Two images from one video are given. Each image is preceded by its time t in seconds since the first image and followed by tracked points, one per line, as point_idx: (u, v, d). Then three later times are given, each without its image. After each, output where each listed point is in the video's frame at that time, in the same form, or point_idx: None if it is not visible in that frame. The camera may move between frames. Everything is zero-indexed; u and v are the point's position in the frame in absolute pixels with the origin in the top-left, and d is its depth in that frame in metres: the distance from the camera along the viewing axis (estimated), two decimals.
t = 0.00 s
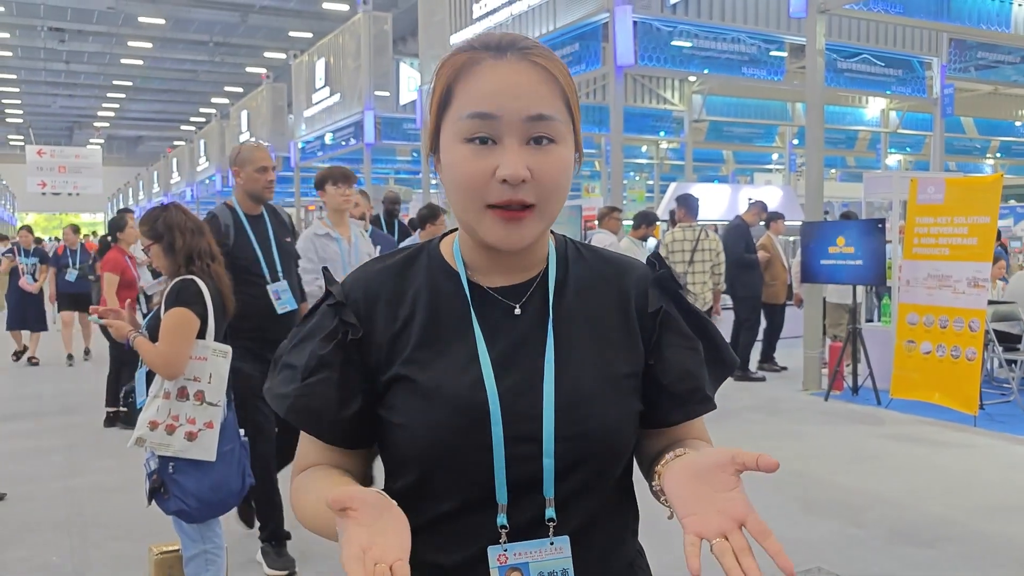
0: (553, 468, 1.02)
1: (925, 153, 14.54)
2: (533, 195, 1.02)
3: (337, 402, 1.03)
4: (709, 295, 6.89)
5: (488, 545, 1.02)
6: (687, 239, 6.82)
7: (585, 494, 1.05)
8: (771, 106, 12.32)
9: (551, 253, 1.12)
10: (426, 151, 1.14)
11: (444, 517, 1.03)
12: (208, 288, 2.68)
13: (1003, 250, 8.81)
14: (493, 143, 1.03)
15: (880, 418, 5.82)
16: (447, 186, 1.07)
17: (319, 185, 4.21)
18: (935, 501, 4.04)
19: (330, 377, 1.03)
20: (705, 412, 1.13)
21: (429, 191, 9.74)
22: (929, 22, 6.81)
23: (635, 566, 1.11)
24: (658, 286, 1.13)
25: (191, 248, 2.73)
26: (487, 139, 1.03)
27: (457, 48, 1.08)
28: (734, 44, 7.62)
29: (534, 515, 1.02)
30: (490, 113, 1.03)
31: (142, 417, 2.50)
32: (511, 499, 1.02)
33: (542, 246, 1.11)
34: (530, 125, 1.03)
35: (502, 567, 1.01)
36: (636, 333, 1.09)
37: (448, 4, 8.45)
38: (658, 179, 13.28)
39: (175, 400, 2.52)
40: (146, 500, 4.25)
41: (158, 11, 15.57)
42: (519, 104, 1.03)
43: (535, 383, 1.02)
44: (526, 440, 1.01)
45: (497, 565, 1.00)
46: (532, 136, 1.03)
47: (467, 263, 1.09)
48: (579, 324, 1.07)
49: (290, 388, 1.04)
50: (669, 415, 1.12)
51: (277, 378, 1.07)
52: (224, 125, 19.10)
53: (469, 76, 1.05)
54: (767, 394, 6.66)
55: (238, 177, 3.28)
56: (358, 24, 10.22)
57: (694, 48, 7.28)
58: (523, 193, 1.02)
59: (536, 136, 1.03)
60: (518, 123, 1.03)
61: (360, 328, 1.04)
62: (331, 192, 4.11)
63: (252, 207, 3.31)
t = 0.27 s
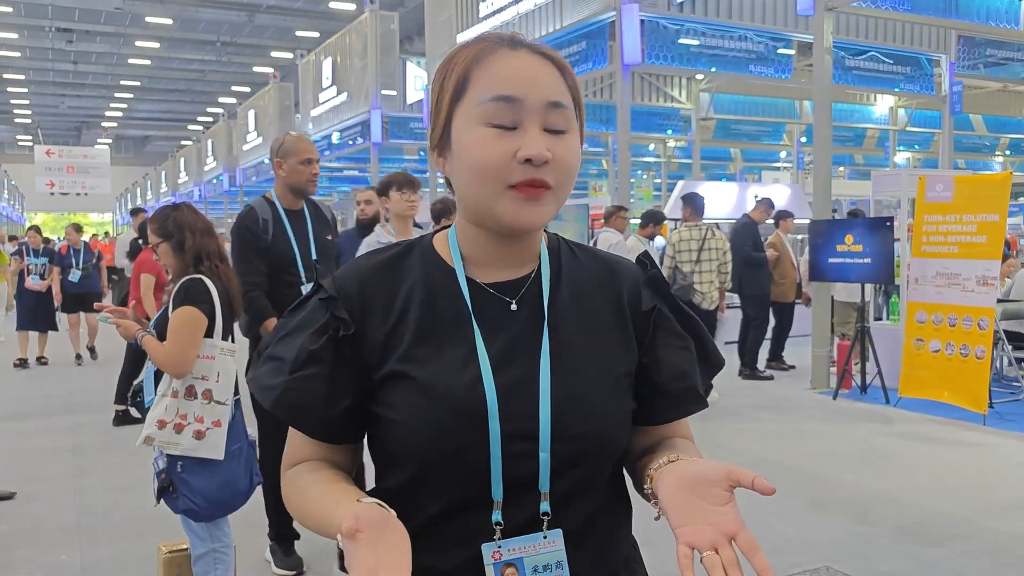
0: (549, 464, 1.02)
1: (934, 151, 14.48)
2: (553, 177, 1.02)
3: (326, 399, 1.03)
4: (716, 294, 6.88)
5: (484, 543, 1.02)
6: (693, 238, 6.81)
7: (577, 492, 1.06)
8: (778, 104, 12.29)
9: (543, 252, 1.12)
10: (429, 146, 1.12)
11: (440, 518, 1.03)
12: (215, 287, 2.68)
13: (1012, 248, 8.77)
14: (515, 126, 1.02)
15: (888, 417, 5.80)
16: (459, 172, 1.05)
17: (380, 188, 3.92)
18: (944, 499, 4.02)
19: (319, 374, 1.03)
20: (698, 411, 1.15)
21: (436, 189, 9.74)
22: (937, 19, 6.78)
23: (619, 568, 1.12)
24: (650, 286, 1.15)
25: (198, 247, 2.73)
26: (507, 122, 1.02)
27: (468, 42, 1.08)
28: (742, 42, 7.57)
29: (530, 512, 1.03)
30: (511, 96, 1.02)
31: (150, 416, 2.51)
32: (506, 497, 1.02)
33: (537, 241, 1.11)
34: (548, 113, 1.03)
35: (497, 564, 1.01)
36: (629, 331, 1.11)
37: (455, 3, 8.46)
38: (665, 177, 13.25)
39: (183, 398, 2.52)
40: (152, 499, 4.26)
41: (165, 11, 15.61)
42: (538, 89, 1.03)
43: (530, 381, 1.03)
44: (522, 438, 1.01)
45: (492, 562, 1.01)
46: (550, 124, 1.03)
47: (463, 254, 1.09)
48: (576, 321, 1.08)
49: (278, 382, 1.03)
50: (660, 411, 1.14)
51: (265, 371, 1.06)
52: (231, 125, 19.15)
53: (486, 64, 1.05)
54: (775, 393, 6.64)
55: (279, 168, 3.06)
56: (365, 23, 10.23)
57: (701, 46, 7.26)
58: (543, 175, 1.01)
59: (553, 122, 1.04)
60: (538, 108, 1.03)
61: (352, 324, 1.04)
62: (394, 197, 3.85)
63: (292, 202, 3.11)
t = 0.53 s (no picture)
0: (564, 445, 1.03)
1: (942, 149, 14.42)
2: (569, 165, 1.06)
3: (328, 396, 1.02)
4: (725, 294, 6.86)
5: (507, 531, 1.03)
6: (702, 237, 6.78)
7: (588, 474, 1.07)
8: (786, 103, 12.26)
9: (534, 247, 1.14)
10: (421, 136, 1.11)
11: (458, 511, 1.03)
12: (223, 287, 2.68)
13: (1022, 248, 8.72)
14: (532, 114, 1.05)
15: (897, 416, 5.78)
16: (472, 157, 1.05)
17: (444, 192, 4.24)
18: (954, 499, 4.01)
19: (321, 371, 1.02)
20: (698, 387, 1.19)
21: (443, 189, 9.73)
22: (946, 17, 6.75)
23: (626, 559, 1.14)
24: (637, 272, 1.20)
25: (207, 248, 2.73)
26: (525, 111, 1.05)
27: (466, 36, 1.10)
28: (749, 41, 7.57)
29: (547, 496, 1.04)
30: (529, 86, 1.06)
31: (159, 415, 2.52)
32: (523, 484, 1.03)
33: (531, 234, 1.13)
34: (555, 104, 1.08)
35: (522, 551, 1.02)
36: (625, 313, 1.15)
37: (461, 2, 8.45)
38: (672, 177, 13.21)
39: (191, 397, 2.53)
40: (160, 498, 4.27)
41: (172, 12, 15.63)
42: (549, 84, 1.08)
43: (536, 369, 1.04)
44: (538, 423, 1.02)
45: (515, 549, 1.02)
46: (556, 115, 1.08)
47: (458, 247, 1.11)
48: (574, 308, 1.10)
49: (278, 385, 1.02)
50: (659, 387, 1.19)
51: (256, 371, 1.06)
52: (239, 126, 19.17)
53: (494, 57, 1.08)
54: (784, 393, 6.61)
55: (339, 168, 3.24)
56: (372, 24, 10.23)
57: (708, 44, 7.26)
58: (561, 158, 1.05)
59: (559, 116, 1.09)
60: (551, 100, 1.07)
61: (352, 321, 1.03)
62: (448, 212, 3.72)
63: (350, 203, 3.25)
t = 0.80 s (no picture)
0: (580, 436, 1.04)
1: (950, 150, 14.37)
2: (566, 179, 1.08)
3: (356, 410, 0.99)
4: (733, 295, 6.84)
5: (531, 534, 1.03)
6: (710, 238, 6.77)
7: (602, 470, 1.08)
8: (792, 104, 12.24)
9: (522, 251, 1.16)
10: (414, 140, 1.09)
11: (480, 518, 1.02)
12: (229, 288, 2.69)
13: None
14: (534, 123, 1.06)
15: (905, 417, 5.77)
16: (476, 166, 1.05)
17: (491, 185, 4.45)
18: (962, 500, 4.00)
19: (348, 386, 0.99)
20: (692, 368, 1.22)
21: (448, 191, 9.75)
22: (954, 17, 6.72)
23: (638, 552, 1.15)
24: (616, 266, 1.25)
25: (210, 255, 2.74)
26: (528, 122, 1.06)
27: (463, 39, 1.09)
28: (755, 42, 7.58)
29: (568, 489, 1.05)
30: (534, 98, 1.06)
31: (167, 417, 2.53)
32: (544, 484, 1.03)
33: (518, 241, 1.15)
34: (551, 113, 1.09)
35: (550, 549, 1.02)
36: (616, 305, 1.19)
37: (467, 4, 8.47)
38: (679, 178, 13.20)
39: (200, 399, 2.54)
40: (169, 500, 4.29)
41: (180, 15, 15.70)
42: (548, 97, 1.09)
43: (546, 369, 1.04)
44: (555, 420, 1.02)
45: (543, 548, 1.01)
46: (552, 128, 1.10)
47: (450, 256, 1.11)
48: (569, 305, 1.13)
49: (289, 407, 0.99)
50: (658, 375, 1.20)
51: (278, 405, 0.99)
52: (246, 128, 19.24)
53: (497, 63, 1.07)
54: (791, 394, 6.59)
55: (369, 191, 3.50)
56: (378, 26, 10.25)
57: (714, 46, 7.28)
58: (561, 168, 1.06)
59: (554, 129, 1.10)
60: (550, 113, 1.08)
61: (365, 333, 1.01)
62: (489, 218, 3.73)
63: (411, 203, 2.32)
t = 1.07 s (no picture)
0: (586, 438, 1.03)
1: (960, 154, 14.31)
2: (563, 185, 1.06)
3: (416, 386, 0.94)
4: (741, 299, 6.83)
5: (544, 535, 1.01)
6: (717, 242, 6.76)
7: (607, 469, 1.07)
8: (801, 108, 12.22)
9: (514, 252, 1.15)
10: (411, 149, 1.06)
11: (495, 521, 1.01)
12: (236, 293, 2.69)
13: None
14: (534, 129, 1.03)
15: (914, 422, 5.73)
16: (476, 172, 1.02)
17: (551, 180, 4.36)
18: (973, 505, 3.96)
19: (404, 362, 0.94)
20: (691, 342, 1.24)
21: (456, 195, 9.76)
22: (963, 20, 6.69)
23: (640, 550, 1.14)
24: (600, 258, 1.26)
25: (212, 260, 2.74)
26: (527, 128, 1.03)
27: (454, 48, 1.06)
28: (763, 45, 7.56)
29: (579, 491, 1.04)
30: (531, 105, 1.04)
31: (174, 421, 2.53)
32: (556, 487, 1.01)
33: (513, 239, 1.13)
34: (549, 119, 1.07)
35: (562, 551, 1.00)
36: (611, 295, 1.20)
37: (475, 9, 8.48)
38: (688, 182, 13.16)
39: (206, 404, 2.54)
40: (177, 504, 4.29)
41: (189, 21, 15.77)
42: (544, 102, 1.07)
43: (550, 367, 1.03)
44: (564, 419, 1.02)
45: (555, 549, 0.99)
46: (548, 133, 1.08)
47: (447, 257, 1.07)
48: (563, 305, 1.12)
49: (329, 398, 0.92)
50: (656, 355, 1.23)
51: (330, 396, 0.92)
52: (254, 133, 19.31)
53: (494, 70, 1.04)
54: (801, 399, 6.57)
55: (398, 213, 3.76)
56: (386, 31, 10.28)
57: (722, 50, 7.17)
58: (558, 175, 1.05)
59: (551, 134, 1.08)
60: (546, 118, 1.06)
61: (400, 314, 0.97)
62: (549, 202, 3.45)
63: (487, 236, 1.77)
